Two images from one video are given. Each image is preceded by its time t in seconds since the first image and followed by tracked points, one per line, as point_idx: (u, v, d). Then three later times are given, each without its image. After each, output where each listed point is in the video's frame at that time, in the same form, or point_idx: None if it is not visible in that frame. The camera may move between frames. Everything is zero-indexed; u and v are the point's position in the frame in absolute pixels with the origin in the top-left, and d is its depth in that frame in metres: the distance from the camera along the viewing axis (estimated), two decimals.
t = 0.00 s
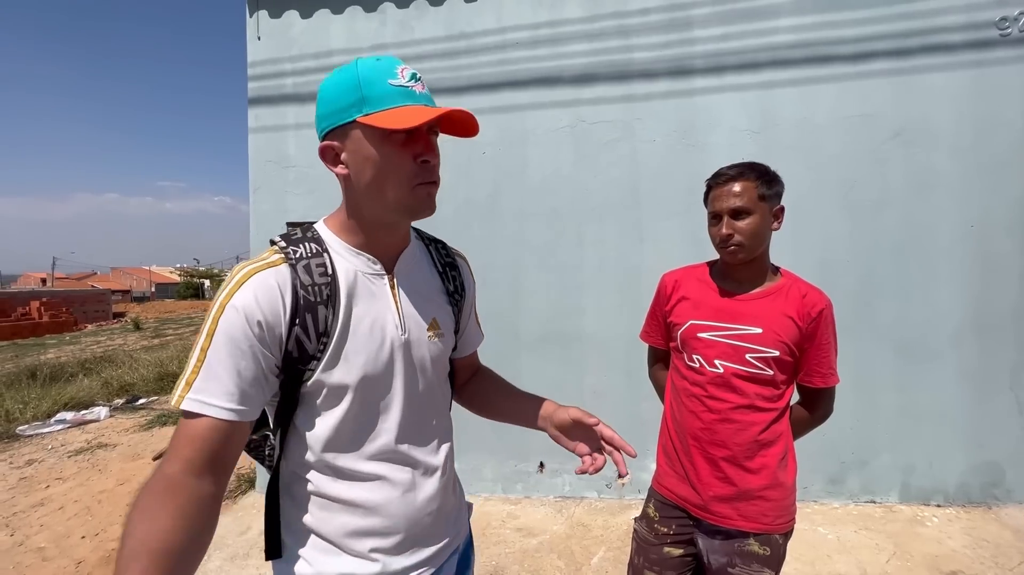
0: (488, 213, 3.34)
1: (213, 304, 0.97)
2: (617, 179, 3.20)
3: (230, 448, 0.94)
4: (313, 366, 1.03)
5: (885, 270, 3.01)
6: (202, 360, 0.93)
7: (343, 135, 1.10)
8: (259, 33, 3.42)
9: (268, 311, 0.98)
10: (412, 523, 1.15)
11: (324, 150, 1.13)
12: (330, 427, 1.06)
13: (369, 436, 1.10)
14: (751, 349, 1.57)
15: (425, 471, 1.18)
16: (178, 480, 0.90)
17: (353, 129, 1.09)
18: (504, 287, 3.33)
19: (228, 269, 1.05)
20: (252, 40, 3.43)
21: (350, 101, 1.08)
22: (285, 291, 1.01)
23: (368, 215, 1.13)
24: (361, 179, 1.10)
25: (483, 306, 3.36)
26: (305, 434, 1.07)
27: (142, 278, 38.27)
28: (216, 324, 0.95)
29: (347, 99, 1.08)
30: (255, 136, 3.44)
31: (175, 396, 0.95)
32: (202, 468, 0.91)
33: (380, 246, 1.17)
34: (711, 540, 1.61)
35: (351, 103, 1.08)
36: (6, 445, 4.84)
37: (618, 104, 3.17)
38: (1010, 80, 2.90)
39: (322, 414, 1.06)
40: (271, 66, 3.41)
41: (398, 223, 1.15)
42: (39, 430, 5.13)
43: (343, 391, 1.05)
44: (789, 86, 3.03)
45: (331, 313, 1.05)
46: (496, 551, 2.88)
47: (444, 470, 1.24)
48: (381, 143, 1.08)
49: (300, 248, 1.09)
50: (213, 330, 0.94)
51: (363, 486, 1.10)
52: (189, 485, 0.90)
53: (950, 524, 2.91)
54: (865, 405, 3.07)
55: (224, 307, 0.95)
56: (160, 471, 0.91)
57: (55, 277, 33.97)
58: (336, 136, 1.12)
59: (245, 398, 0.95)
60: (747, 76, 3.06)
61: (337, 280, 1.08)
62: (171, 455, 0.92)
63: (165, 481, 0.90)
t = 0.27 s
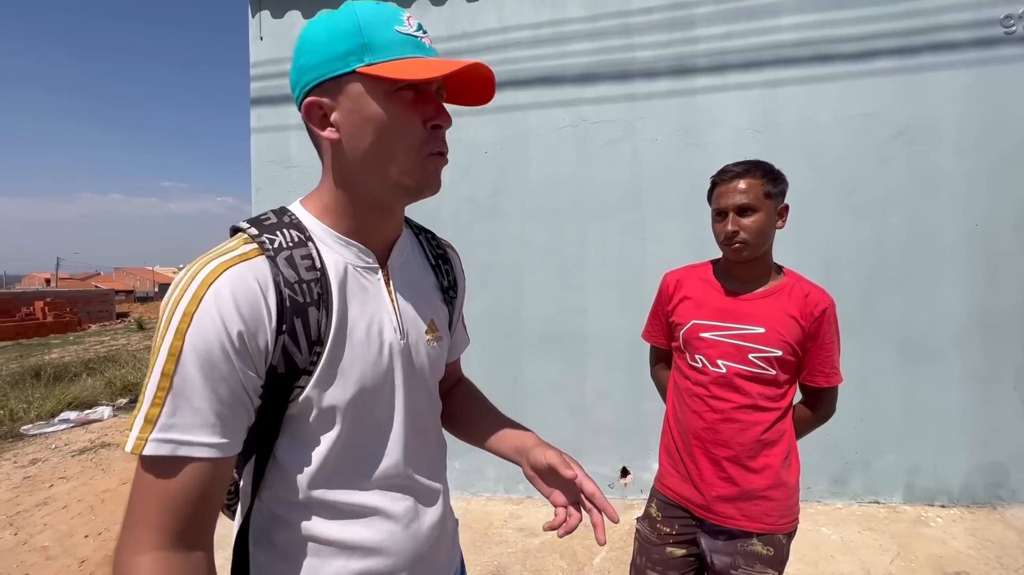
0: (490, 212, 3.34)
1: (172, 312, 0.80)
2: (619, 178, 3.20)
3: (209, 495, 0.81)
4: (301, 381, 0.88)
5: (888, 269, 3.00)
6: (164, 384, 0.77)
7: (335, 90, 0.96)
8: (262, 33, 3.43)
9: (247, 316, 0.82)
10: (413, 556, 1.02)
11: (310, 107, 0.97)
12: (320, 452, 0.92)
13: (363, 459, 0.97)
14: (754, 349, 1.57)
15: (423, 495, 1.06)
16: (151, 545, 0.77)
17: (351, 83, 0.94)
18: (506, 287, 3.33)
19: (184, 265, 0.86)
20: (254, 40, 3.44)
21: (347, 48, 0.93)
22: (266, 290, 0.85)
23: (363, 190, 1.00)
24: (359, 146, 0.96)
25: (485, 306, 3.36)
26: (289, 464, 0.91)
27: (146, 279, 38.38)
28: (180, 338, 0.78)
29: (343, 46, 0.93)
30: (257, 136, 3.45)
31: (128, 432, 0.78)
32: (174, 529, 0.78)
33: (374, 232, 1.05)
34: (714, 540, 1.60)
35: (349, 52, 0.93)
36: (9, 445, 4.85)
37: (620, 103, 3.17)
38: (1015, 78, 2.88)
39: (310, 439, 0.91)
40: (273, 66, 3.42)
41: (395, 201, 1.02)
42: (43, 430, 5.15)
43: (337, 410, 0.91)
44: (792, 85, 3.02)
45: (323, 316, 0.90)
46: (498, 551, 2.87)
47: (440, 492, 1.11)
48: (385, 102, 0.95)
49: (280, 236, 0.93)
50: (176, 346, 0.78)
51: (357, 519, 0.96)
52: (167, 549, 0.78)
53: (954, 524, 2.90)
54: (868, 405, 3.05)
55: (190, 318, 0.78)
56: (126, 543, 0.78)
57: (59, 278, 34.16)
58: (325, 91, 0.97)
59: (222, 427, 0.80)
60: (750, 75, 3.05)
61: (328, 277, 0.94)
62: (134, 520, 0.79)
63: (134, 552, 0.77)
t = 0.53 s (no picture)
0: (492, 213, 3.33)
1: (160, 329, 0.72)
2: (621, 178, 3.19)
3: (216, 540, 0.76)
4: (310, 392, 0.83)
5: (892, 269, 2.99)
6: (164, 410, 0.70)
7: (324, 57, 0.94)
8: (264, 34, 3.44)
9: (254, 324, 0.78)
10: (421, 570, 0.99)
11: (295, 75, 0.95)
12: (328, 466, 0.88)
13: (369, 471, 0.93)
14: (757, 350, 1.56)
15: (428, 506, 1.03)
16: None
17: (345, 48, 0.93)
18: (508, 288, 3.33)
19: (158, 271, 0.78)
20: (256, 41, 3.44)
21: (340, 12, 0.92)
22: (269, 294, 0.81)
23: (356, 164, 0.98)
24: (353, 115, 0.95)
25: (487, 307, 3.36)
26: (293, 483, 0.86)
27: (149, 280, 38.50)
28: (181, 357, 0.72)
29: (335, 9, 0.92)
30: (259, 137, 3.46)
31: (114, 472, 0.70)
32: None
33: (369, 220, 1.05)
34: (716, 541, 1.60)
35: (342, 16, 0.92)
36: (13, 445, 4.86)
37: (622, 103, 3.16)
38: (1019, 77, 2.87)
39: (316, 454, 0.87)
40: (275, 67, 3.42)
41: (392, 181, 1.01)
42: (46, 430, 5.16)
43: (347, 421, 0.88)
44: (795, 84, 3.01)
45: (330, 319, 0.87)
46: (500, 551, 2.87)
47: (441, 503, 1.08)
48: (383, 69, 0.94)
49: (273, 233, 0.88)
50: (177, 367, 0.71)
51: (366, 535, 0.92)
52: None
53: (959, 526, 2.88)
54: (872, 406, 3.04)
55: (190, 333, 0.72)
56: None
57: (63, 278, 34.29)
58: (313, 59, 0.95)
59: (231, 452, 0.75)
60: (752, 74, 3.04)
61: (330, 277, 0.91)
62: None
63: None
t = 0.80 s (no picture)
0: (493, 214, 3.33)
1: (165, 339, 0.71)
2: (622, 179, 3.19)
3: (222, 557, 0.75)
4: (316, 400, 0.83)
5: (893, 270, 2.98)
6: (173, 423, 0.69)
7: (308, 56, 0.93)
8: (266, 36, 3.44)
9: (261, 329, 0.77)
10: None
11: (279, 78, 0.94)
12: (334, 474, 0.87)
13: (376, 477, 0.93)
14: (758, 352, 1.56)
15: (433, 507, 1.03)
16: None
17: (329, 46, 0.93)
18: (509, 289, 3.33)
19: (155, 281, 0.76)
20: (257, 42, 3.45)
21: (322, 9, 0.91)
22: (272, 299, 0.81)
23: (347, 164, 0.98)
24: (341, 114, 0.95)
25: (488, 308, 3.36)
26: (301, 492, 0.86)
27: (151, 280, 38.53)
28: (189, 368, 0.71)
29: (317, 6, 0.91)
30: (261, 139, 3.47)
31: (118, 492, 0.68)
32: None
33: (363, 222, 1.05)
34: (717, 544, 1.60)
35: (325, 12, 0.92)
36: (16, 446, 4.87)
37: (623, 104, 3.16)
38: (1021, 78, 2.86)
39: (319, 464, 0.87)
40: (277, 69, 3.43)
41: (384, 181, 1.01)
42: (49, 431, 5.17)
43: (353, 429, 0.87)
44: (796, 85, 3.01)
45: (334, 323, 0.86)
46: (501, 553, 2.86)
47: (446, 508, 1.08)
48: (369, 66, 0.94)
49: (272, 238, 0.88)
50: (185, 378, 0.70)
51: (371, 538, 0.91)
52: None
53: (961, 528, 2.87)
54: (873, 407, 3.03)
55: (198, 342, 0.72)
56: None
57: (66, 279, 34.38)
58: (299, 60, 0.94)
59: (240, 463, 0.74)
60: (753, 75, 3.04)
61: (332, 282, 0.91)
62: None
63: None
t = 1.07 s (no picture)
0: (493, 215, 3.33)
1: (182, 325, 0.72)
2: (623, 180, 3.19)
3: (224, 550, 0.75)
4: (327, 395, 0.82)
5: (895, 271, 2.98)
6: (183, 408, 0.69)
7: (313, 68, 0.95)
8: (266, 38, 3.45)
9: (277, 320, 0.77)
10: None
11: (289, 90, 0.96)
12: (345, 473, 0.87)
13: (386, 477, 0.92)
14: (759, 354, 1.55)
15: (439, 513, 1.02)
16: None
17: (331, 56, 0.93)
18: (510, 290, 3.33)
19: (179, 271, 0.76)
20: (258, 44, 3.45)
21: (322, 23, 0.93)
22: (288, 291, 0.81)
23: (353, 170, 0.98)
24: (345, 121, 0.95)
25: (488, 309, 3.36)
26: (313, 489, 0.85)
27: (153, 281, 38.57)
28: (204, 354, 0.71)
29: (317, 21, 0.93)
30: (261, 141, 3.47)
31: (119, 476, 0.67)
32: None
33: (369, 227, 1.05)
34: (718, 547, 1.59)
35: (324, 26, 0.93)
36: (17, 447, 4.88)
37: (624, 105, 3.16)
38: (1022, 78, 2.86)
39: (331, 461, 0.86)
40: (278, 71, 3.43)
41: (390, 186, 1.01)
42: (51, 432, 5.18)
43: (365, 426, 0.86)
44: (797, 86, 3.00)
45: (347, 319, 0.86)
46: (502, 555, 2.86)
47: (451, 513, 1.07)
48: (370, 72, 0.95)
49: (289, 235, 0.88)
50: (199, 364, 0.70)
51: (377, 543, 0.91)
52: None
53: (963, 529, 2.87)
54: (875, 408, 3.03)
55: (214, 330, 0.72)
56: None
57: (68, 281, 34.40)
58: (304, 72, 0.95)
59: (244, 453, 0.74)
60: (754, 76, 3.04)
61: (344, 279, 0.91)
62: None
63: None
